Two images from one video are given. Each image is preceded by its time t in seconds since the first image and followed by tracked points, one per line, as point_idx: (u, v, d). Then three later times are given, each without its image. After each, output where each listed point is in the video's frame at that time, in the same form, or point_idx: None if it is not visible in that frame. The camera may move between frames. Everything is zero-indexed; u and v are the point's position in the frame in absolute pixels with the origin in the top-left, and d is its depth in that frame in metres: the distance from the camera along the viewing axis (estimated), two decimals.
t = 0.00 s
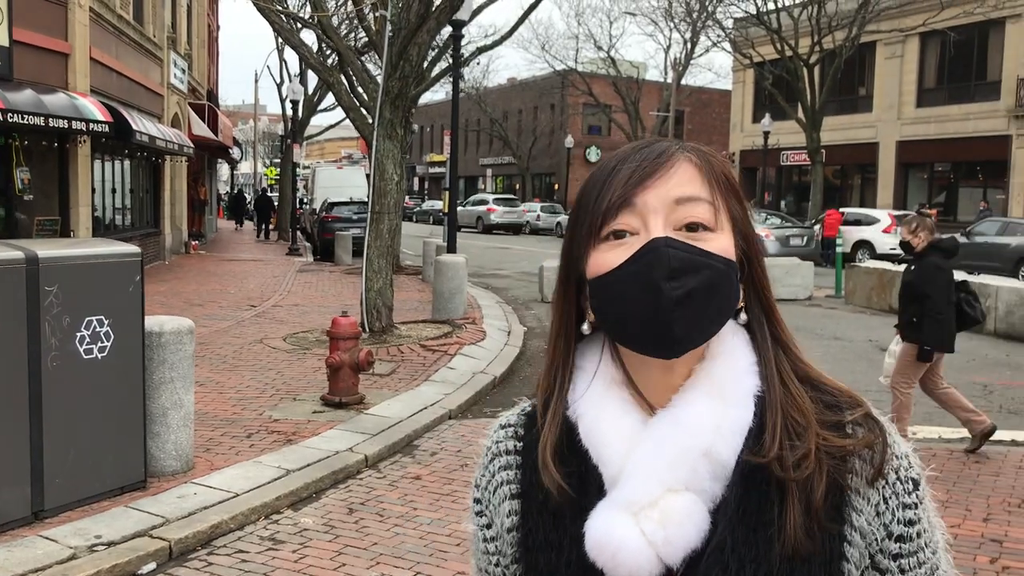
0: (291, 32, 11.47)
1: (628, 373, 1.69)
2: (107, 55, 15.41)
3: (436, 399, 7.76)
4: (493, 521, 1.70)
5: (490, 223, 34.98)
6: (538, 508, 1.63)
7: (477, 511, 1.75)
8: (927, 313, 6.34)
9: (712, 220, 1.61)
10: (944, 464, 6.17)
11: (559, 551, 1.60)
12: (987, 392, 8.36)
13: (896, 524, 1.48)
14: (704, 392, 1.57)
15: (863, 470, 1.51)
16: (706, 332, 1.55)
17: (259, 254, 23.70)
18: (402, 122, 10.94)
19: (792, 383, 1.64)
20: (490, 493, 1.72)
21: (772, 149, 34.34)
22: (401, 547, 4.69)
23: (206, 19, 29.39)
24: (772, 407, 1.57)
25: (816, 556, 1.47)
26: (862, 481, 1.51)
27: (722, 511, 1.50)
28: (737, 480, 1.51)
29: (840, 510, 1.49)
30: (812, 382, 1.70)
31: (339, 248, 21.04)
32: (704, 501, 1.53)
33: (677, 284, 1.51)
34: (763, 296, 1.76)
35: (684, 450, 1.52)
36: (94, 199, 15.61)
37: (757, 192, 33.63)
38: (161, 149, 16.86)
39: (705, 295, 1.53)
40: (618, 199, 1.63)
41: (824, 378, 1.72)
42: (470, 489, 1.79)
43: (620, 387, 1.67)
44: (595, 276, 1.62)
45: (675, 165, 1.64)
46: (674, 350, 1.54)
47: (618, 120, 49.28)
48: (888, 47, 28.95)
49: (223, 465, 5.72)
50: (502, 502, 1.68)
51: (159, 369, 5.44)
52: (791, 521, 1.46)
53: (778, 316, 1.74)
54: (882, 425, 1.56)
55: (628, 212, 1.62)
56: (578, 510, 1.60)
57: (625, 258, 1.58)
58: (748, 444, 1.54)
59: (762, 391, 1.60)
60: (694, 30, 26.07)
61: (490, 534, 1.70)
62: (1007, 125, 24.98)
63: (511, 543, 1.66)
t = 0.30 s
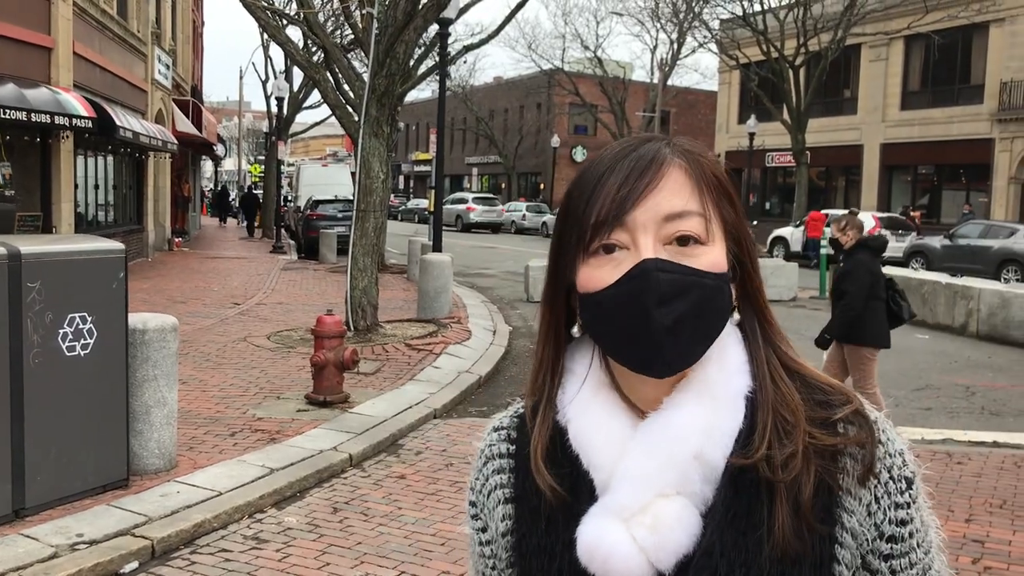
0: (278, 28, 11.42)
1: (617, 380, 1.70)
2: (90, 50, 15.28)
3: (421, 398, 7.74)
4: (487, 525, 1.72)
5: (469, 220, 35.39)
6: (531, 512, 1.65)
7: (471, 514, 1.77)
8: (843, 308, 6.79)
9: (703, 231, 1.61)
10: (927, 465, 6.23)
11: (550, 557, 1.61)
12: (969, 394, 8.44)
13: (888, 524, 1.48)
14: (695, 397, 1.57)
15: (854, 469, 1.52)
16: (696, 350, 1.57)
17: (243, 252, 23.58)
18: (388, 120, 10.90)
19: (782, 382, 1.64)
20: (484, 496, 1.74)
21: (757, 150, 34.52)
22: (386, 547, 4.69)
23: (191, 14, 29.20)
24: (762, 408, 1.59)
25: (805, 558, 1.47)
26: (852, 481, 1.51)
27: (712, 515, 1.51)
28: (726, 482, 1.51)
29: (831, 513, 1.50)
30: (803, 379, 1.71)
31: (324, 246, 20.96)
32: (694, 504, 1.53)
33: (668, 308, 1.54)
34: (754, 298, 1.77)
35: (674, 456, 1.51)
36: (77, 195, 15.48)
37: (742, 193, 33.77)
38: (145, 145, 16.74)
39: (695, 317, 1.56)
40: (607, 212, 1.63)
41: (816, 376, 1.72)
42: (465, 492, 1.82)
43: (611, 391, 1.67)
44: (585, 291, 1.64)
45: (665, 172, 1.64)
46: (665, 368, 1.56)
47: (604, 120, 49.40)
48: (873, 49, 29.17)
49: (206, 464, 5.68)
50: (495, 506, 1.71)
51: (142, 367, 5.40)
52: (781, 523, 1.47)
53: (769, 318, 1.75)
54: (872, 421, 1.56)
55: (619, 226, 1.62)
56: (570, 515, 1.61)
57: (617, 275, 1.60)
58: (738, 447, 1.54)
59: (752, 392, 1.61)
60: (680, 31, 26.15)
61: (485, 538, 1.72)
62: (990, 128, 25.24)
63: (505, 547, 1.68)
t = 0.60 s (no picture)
0: (273, 26, 11.38)
1: (600, 390, 1.68)
2: (85, 47, 15.23)
3: (414, 397, 7.74)
4: (471, 519, 1.72)
5: (455, 219, 35.82)
6: (514, 513, 1.65)
7: (456, 508, 1.77)
8: (783, 305, 6.95)
9: (687, 252, 1.59)
10: (918, 466, 6.24)
11: (533, 557, 1.61)
12: (961, 395, 8.46)
13: (870, 527, 1.49)
14: (679, 409, 1.55)
15: (838, 473, 1.52)
16: (681, 375, 1.57)
17: (237, 250, 23.51)
18: (383, 119, 10.89)
19: (768, 384, 1.64)
20: (468, 492, 1.74)
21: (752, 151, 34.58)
22: (377, 546, 4.68)
23: (187, 12, 29.13)
24: (749, 415, 1.58)
25: (787, 561, 1.48)
26: (836, 485, 1.51)
27: (695, 521, 1.50)
28: (710, 489, 1.51)
29: (814, 517, 1.50)
30: (789, 382, 1.70)
31: (318, 244, 20.92)
32: (678, 512, 1.52)
33: (654, 338, 1.55)
34: (739, 305, 1.75)
35: (657, 471, 1.50)
36: (70, 192, 15.43)
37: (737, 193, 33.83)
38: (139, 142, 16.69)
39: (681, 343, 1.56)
40: (591, 233, 1.59)
41: (800, 378, 1.72)
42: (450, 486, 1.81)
43: (594, 399, 1.66)
44: (571, 313, 1.64)
45: (648, 189, 1.59)
46: (650, 394, 1.55)
47: (600, 119, 49.44)
48: (868, 51, 29.25)
49: (198, 462, 5.67)
50: (479, 501, 1.71)
51: (134, 364, 5.39)
52: (766, 528, 1.47)
53: (754, 325, 1.74)
54: (856, 424, 1.56)
55: (603, 248, 1.59)
56: (554, 518, 1.60)
57: (604, 302, 1.59)
58: (723, 457, 1.53)
59: (738, 397, 1.60)
60: (676, 31, 26.16)
61: (468, 532, 1.73)
62: (984, 130, 25.33)
63: (487, 542, 1.68)
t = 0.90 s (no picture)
0: (275, 26, 11.38)
1: (594, 370, 1.68)
2: (87, 47, 15.23)
3: (415, 397, 7.73)
4: (456, 499, 1.64)
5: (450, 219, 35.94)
6: (503, 491, 1.60)
7: (435, 489, 1.67)
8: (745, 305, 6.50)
9: (684, 226, 1.62)
10: (920, 466, 6.23)
11: (525, 539, 1.57)
12: (963, 396, 8.44)
13: (857, 510, 1.52)
14: (676, 387, 1.58)
15: (831, 458, 1.55)
16: (676, 348, 1.59)
17: (239, 250, 23.49)
18: (384, 118, 10.88)
19: (759, 373, 1.68)
20: (451, 472, 1.65)
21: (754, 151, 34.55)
22: (377, 546, 4.67)
23: (188, 13, 29.14)
24: (742, 401, 1.61)
25: (782, 540, 1.49)
26: (827, 468, 1.54)
27: (692, 498, 1.52)
28: (707, 468, 1.53)
29: (808, 497, 1.52)
30: (779, 373, 1.74)
31: (320, 245, 20.91)
32: (675, 493, 1.54)
33: (649, 303, 1.56)
34: (732, 293, 1.78)
35: (655, 446, 1.52)
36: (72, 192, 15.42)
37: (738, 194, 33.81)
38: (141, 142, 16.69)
39: (675, 313, 1.58)
40: (592, 206, 1.62)
41: (788, 369, 1.76)
42: (424, 466, 1.72)
43: (590, 379, 1.66)
44: (569, 284, 1.64)
45: (649, 166, 1.64)
46: (648, 365, 1.57)
47: (601, 120, 49.44)
48: (871, 51, 29.24)
49: (198, 462, 5.67)
50: (465, 482, 1.64)
51: (134, 364, 5.39)
52: (764, 509, 1.49)
53: (745, 313, 1.77)
54: (847, 414, 1.61)
55: (603, 221, 1.62)
56: (549, 502, 1.57)
57: (601, 270, 1.60)
58: (717, 438, 1.56)
59: (731, 383, 1.64)
60: (678, 31, 26.12)
61: (454, 513, 1.64)
62: (987, 130, 25.28)
63: (475, 525, 1.62)
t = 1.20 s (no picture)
0: (278, 30, 11.39)
1: (585, 373, 1.68)
2: (91, 51, 15.29)
3: (419, 400, 7.73)
4: (439, 517, 1.61)
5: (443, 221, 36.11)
6: (494, 505, 1.58)
7: (419, 506, 1.65)
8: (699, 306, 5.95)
9: (679, 228, 1.62)
10: (925, 469, 6.21)
11: (517, 551, 1.55)
12: (969, 398, 8.42)
13: (847, 515, 1.54)
14: (668, 389, 1.58)
15: (822, 462, 1.57)
16: (672, 349, 1.59)
17: (244, 253, 23.52)
18: (388, 121, 10.90)
19: (750, 377, 1.68)
20: (436, 490, 1.62)
21: (759, 153, 34.51)
22: (381, 549, 4.67)
23: (193, 16, 29.23)
24: (734, 405, 1.61)
25: (780, 544, 1.50)
26: (820, 472, 1.56)
27: (690, 504, 1.52)
28: (703, 473, 1.53)
29: (801, 500, 1.54)
30: (768, 380, 1.76)
31: (324, 247, 20.93)
32: (673, 496, 1.54)
33: (647, 304, 1.55)
34: (725, 297, 1.80)
35: (652, 450, 1.52)
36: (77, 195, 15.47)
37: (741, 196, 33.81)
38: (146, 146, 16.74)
39: (673, 313, 1.57)
40: (588, 206, 1.62)
41: (777, 373, 1.78)
42: (409, 482, 1.69)
43: (582, 384, 1.65)
44: (562, 287, 1.63)
45: (643, 169, 1.65)
46: (644, 367, 1.56)
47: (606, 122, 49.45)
48: (875, 52, 29.22)
49: (201, 466, 5.67)
50: (449, 499, 1.60)
51: (138, 368, 5.39)
52: (760, 514, 1.49)
53: (736, 317, 1.79)
54: (837, 419, 1.64)
55: (599, 222, 1.61)
56: (542, 512, 1.56)
57: (596, 271, 1.59)
58: (712, 440, 1.56)
59: (723, 388, 1.64)
60: (682, 33, 26.10)
61: (436, 532, 1.61)
62: (992, 132, 25.21)
63: (462, 542, 1.59)
